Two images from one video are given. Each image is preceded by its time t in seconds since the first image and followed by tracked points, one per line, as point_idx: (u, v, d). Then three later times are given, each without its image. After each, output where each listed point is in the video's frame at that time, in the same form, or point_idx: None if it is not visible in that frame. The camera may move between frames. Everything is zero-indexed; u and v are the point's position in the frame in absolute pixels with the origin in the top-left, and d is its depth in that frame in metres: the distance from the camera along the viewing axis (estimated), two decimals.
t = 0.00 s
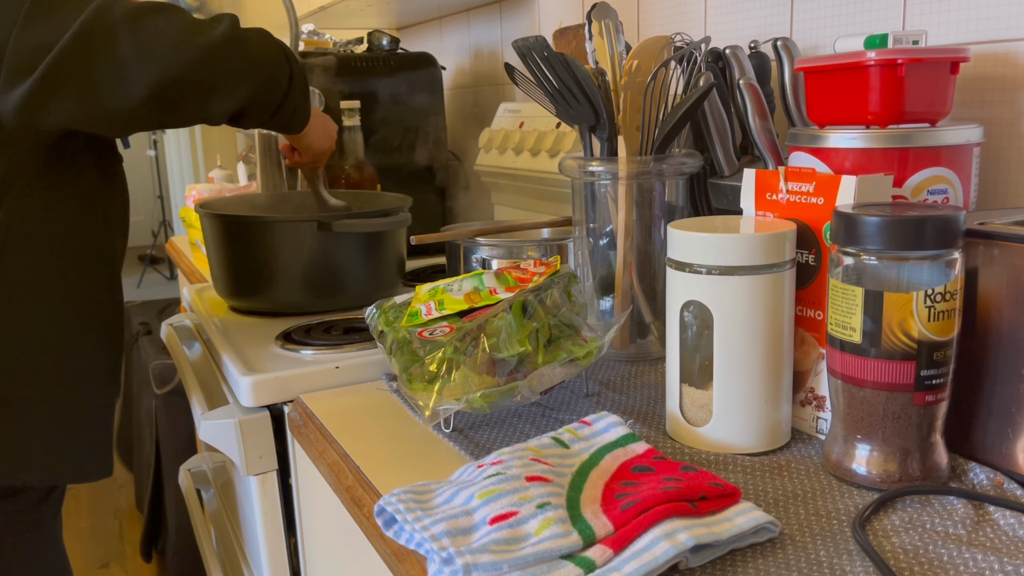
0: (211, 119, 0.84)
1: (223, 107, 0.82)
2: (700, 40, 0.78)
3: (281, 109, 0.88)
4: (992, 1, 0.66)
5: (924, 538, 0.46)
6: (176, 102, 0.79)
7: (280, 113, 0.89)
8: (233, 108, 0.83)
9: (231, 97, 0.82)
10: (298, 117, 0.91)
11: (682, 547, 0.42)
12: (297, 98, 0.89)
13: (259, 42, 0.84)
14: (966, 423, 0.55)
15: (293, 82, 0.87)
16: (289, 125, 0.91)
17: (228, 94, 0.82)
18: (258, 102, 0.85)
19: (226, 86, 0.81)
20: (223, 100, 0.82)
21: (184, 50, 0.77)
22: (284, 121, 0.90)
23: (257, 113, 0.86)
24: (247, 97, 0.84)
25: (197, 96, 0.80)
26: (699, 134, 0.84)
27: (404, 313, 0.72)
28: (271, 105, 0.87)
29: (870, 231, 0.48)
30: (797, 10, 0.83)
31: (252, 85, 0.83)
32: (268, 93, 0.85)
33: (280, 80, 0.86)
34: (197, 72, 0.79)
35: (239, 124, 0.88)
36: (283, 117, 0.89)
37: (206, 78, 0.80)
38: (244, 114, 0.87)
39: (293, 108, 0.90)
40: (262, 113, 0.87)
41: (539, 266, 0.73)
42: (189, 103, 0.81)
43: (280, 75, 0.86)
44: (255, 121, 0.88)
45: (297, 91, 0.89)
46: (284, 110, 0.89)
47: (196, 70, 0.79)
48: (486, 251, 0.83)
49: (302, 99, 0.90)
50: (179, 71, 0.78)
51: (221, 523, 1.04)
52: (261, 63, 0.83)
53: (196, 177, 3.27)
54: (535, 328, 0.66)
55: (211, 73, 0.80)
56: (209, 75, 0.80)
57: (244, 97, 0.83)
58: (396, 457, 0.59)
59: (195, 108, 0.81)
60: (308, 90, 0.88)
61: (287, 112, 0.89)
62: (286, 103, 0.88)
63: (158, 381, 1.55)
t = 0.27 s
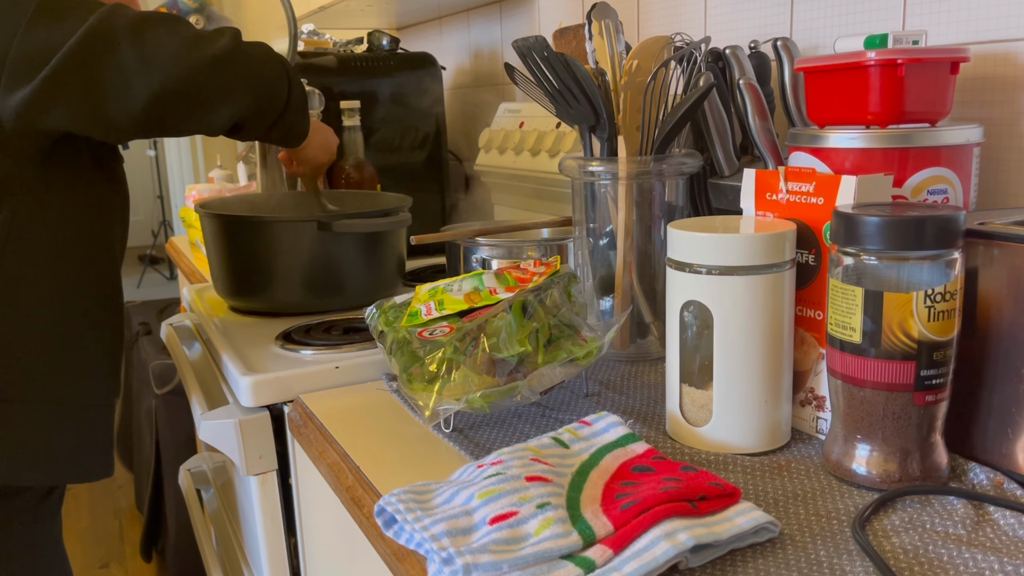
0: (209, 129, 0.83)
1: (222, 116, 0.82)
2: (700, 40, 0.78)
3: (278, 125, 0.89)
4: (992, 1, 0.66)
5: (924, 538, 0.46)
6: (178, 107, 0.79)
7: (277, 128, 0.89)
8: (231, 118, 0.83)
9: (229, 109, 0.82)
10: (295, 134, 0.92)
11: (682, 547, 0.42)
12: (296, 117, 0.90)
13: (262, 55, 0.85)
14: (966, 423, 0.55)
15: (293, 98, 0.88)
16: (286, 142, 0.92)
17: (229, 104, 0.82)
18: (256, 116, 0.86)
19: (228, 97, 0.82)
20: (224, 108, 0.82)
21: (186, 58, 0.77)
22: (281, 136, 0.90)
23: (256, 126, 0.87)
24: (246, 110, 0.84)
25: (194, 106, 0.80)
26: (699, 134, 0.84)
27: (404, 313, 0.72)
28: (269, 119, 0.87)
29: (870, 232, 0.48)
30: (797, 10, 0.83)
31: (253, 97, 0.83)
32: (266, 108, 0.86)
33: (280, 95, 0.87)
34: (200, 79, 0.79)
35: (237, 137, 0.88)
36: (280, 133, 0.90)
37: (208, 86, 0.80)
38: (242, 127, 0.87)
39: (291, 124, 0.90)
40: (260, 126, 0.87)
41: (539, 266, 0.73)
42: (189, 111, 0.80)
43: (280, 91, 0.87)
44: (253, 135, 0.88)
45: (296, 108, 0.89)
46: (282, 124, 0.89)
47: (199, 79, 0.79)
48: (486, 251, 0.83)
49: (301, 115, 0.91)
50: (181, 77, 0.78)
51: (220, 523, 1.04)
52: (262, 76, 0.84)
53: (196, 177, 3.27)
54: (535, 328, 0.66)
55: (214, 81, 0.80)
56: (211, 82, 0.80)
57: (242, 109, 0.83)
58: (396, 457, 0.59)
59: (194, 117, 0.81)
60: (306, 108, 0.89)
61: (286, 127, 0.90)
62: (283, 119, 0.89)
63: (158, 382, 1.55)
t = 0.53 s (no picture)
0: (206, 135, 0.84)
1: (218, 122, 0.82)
2: (700, 40, 0.78)
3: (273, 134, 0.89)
4: (992, 1, 0.66)
5: (925, 538, 0.46)
6: (177, 116, 0.80)
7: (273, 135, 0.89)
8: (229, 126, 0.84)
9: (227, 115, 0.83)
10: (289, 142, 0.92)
11: (682, 547, 0.42)
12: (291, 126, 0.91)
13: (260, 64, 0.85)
14: (966, 423, 0.55)
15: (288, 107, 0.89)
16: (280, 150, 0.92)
17: (227, 112, 0.83)
18: (253, 123, 0.86)
19: (226, 105, 0.82)
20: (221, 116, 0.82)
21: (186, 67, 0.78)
22: (277, 143, 0.91)
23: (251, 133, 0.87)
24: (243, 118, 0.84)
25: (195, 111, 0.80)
26: (699, 134, 0.84)
27: (404, 313, 0.72)
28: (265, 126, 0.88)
29: (870, 232, 0.48)
30: (797, 10, 0.83)
31: (249, 106, 0.84)
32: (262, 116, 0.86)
33: (277, 103, 0.87)
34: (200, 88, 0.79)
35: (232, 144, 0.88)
36: (276, 139, 0.90)
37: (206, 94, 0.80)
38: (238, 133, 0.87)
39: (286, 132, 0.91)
40: (257, 133, 0.87)
41: (539, 266, 0.73)
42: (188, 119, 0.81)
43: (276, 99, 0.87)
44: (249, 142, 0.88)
45: (292, 116, 0.90)
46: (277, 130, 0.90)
47: (197, 86, 0.79)
48: (486, 251, 0.83)
49: (296, 123, 0.91)
50: (181, 84, 0.78)
51: (220, 523, 1.04)
52: (260, 84, 0.84)
53: (196, 177, 3.27)
54: (535, 328, 0.66)
55: (212, 90, 0.80)
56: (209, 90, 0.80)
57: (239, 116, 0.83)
58: (396, 457, 0.59)
59: (192, 124, 0.81)
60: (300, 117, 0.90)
61: (281, 135, 0.90)
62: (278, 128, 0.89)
63: (158, 382, 1.55)
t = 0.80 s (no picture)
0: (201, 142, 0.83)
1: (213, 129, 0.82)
2: (700, 40, 0.78)
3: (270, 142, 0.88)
4: (992, 1, 0.66)
5: (925, 538, 0.46)
6: (173, 123, 0.79)
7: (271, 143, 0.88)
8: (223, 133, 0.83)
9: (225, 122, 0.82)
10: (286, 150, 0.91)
11: (682, 547, 0.42)
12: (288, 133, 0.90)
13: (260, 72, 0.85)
14: (966, 423, 0.55)
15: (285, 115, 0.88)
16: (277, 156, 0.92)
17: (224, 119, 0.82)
18: (250, 130, 0.85)
19: (225, 112, 0.82)
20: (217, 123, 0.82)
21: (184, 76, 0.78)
22: (274, 149, 0.90)
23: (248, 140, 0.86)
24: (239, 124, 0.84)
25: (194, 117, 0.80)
26: (699, 134, 0.84)
27: (404, 313, 0.72)
28: (261, 134, 0.87)
29: (870, 232, 0.48)
30: (797, 10, 0.83)
31: (245, 114, 0.83)
32: (259, 124, 0.86)
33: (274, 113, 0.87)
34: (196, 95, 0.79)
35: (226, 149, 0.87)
36: (273, 146, 0.89)
37: (203, 101, 0.80)
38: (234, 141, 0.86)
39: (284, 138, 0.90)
40: (253, 140, 0.87)
41: (539, 266, 0.73)
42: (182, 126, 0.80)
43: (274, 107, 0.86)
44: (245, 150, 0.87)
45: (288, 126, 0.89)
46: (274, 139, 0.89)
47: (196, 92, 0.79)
48: (486, 251, 0.83)
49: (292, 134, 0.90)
50: (177, 92, 0.78)
51: (220, 523, 1.04)
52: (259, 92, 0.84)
53: (196, 177, 3.27)
54: (535, 328, 0.66)
55: (208, 97, 0.80)
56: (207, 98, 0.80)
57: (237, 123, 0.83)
58: (396, 457, 0.59)
59: (188, 132, 0.81)
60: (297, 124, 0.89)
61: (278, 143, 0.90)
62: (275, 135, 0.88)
63: (158, 382, 1.55)
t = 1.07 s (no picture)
0: (197, 143, 0.84)
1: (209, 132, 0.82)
2: (700, 40, 0.78)
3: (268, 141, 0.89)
4: (992, 1, 0.66)
5: (924, 538, 0.46)
6: (168, 124, 0.80)
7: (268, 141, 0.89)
8: (219, 135, 0.84)
9: (219, 127, 0.83)
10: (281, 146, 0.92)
11: (682, 547, 0.42)
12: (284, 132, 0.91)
13: (259, 76, 0.86)
14: (966, 423, 0.55)
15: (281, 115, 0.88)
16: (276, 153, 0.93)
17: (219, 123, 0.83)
18: (246, 132, 0.86)
19: (218, 115, 0.82)
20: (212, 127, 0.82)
21: (181, 80, 0.78)
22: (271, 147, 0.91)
23: (244, 142, 0.87)
24: (235, 127, 0.84)
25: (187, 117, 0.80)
26: (699, 134, 0.84)
27: (404, 313, 0.72)
28: (258, 134, 0.88)
29: (870, 232, 0.48)
30: (797, 10, 0.83)
31: (243, 117, 0.84)
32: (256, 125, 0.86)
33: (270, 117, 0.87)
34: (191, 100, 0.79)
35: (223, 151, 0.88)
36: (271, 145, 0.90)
37: (200, 106, 0.80)
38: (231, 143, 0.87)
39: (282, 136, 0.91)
40: (251, 141, 0.88)
41: (539, 266, 0.73)
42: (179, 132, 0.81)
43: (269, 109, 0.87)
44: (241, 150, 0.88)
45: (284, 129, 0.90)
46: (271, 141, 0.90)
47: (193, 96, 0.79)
48: (486, 251, 0.83)
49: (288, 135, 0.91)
50: (174, 97, 0.78)
51: (221, 523, 1.03)
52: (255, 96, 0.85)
53: (196, 177, 3.27)
54: (535, 328, 0.66)
55: (206, 102, 0.80)
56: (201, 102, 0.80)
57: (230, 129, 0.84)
58: (396, 457, 0.59)
59: (184, 133, 0.81)
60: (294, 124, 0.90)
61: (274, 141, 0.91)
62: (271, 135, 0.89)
63: (159, 382, 1.55)
